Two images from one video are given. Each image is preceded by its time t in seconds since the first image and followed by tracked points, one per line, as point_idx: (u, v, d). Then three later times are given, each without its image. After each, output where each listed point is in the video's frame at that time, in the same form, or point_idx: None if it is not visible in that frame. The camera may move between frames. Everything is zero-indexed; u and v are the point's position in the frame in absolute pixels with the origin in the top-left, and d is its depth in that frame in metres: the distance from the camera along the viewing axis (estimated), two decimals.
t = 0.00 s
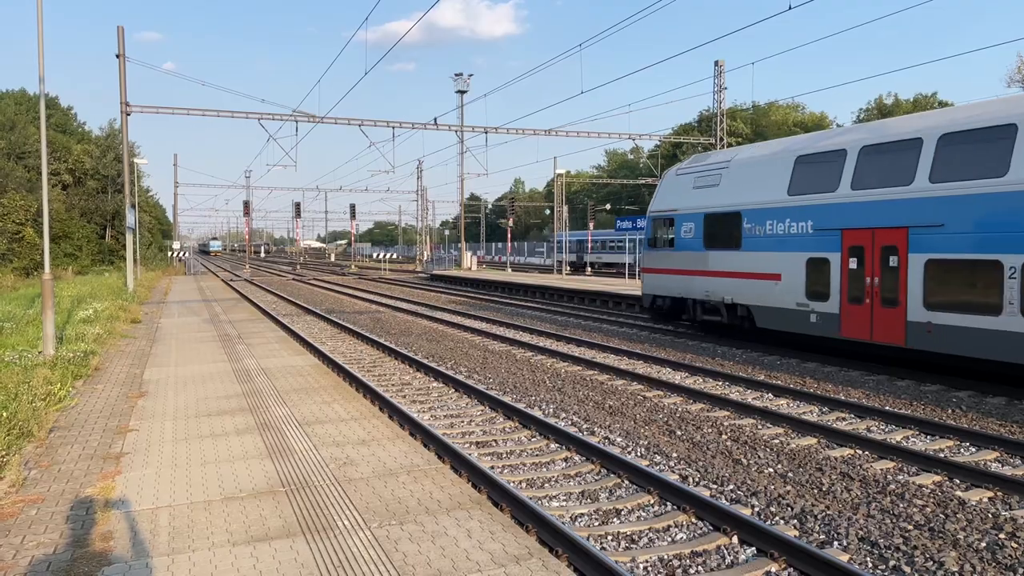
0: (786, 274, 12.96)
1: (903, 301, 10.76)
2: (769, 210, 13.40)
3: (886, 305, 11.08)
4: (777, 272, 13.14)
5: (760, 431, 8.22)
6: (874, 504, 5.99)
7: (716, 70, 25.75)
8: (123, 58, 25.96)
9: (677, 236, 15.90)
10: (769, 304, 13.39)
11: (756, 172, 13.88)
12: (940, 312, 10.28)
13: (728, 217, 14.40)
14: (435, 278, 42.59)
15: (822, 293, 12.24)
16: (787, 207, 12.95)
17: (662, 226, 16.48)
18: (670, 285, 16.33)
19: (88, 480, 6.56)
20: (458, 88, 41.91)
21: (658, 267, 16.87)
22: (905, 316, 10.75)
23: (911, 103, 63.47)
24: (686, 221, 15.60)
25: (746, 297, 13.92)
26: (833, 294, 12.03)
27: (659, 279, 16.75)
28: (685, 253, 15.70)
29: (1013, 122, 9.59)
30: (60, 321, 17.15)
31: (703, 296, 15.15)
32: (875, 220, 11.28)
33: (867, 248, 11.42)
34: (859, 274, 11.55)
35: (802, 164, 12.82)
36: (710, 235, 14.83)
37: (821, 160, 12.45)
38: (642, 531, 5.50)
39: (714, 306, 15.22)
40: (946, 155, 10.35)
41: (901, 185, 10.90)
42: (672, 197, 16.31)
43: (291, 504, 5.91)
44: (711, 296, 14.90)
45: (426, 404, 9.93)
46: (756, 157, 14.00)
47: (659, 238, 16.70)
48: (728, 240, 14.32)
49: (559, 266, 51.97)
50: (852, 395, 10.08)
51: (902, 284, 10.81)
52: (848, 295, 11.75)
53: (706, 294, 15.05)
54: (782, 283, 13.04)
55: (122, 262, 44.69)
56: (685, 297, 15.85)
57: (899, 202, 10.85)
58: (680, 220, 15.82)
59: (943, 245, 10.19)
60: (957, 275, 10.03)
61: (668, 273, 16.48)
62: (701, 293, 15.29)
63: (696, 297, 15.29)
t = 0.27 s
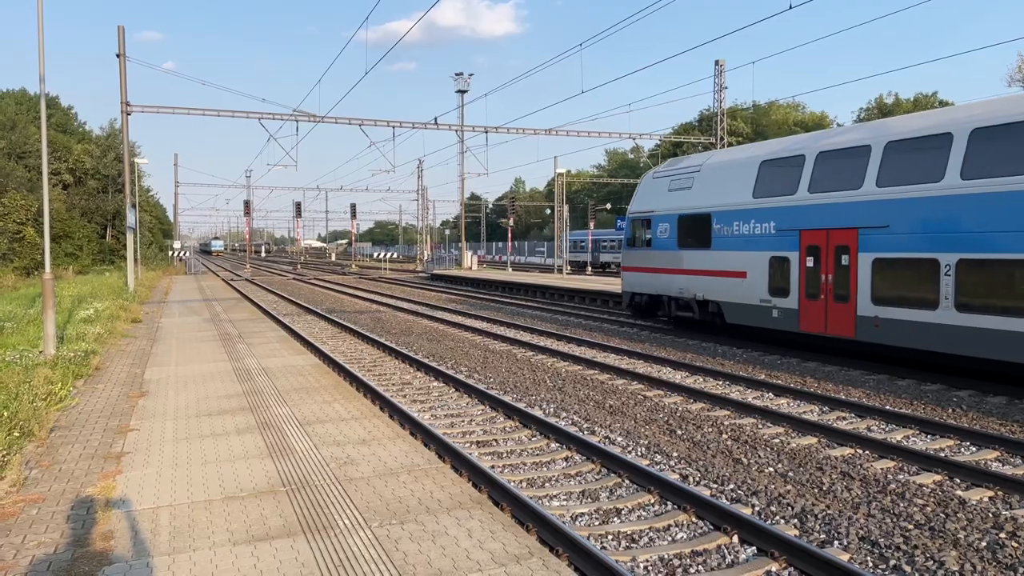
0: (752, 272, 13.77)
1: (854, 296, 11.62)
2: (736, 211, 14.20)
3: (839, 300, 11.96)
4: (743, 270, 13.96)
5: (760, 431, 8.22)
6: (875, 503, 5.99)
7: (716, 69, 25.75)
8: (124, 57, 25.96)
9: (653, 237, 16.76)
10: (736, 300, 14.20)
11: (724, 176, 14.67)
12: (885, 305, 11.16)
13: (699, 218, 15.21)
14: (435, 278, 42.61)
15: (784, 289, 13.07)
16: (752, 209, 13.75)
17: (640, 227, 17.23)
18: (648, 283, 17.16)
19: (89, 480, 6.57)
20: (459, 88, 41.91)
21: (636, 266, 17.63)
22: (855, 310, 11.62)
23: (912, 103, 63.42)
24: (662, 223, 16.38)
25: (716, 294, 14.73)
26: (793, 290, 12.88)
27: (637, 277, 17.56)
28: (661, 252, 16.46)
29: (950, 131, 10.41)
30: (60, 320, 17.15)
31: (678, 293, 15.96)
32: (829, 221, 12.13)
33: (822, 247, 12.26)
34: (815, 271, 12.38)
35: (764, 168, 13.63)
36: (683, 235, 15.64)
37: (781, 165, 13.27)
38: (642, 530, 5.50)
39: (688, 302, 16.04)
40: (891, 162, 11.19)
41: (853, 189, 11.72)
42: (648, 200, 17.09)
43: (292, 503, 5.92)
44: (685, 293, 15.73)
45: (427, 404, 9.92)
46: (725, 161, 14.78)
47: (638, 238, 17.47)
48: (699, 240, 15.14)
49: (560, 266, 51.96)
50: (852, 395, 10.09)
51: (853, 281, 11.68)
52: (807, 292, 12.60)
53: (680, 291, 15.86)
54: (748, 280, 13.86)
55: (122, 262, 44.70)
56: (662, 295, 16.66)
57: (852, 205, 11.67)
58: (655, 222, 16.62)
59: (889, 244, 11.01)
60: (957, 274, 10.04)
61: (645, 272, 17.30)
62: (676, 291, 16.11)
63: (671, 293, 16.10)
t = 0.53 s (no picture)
0: (722, 270, 14.40)
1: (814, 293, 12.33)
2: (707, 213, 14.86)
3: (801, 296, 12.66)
4: (714, 268, 14.59)
5: (761, 430, 8.22)
6: (875, 502, 6.00)
7: (716, 68, 25.74)
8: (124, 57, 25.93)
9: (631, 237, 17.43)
10: (707, 296, 14.84)
11: (698, 179, 15.35)
12: (841, 301, 11.88)
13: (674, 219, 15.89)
14: (435, 277, 42.62)
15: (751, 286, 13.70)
16: (721, 210, 14.42)
17: (621, 226, 17.90)
18: (628, 281, 17.80)
19: (89, 479, 6.57)
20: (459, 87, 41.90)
21: (617, 264, 18.29)
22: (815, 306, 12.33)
23: (913, 101, 63.39)
24: (640, 223, 17.03)
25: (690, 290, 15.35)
26: (758, 287, 13.56)
27: (618, 275, 18.21)
28: (640, 251, 17.10)
29: (898, 138, 11.11)
30: (61, 320, 17.14)
31: (655, 290, 16.59)
32: (791, 221, 12.82)
33: (785, 247, 12.95)
34: (779, 269, 13.07)
35: (733, 172, 14.32)
36: (659, 235, 16.31)
37: (748, 169, 13.95)
38: (643, 529, 5.50)
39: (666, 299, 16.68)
40: (845, 166, 11.90)
41: (813, 192, 12.41)
42: (628, 201, 17.74)
43: (293, 502, 5.92)
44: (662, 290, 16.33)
45: (427, 403, 9.92)
46: (698, 165, 15.44)
47: (619, 237, 18.10)
48: (674, 239, 15.78)
49: (560, 265, 51.88)
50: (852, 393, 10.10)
51: (813, 279, 12.39)
52: (772, 288, 13.27)
53: (658, 289, 16.46)
54: (719, 278, 14.48)
55: (123, 262, 44.67)
56: (641, 292, 17.30)
57: (812, 207, 12.35)
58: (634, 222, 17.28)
59: (845, 244, 11.71)
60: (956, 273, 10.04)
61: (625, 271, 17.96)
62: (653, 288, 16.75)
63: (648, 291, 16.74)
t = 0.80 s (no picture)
0: (697, 267, 15.25)
1: (779, 288, 13.13)
2: (684, 213, 15.67)
3: (766, 291, 13.50)
4: (689, 265, 15.43)
5: (761, 428, 8.22)
6: (875, 500, 5.99)
7: (717, 66, 25.74)
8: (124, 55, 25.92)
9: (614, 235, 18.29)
10: (683, 292, 15.74)
11: (676, 180, 16.15)
12: (803, 295, 12.70)
13: (654, 218, 16.73)
14: (435, 276, 42.64)
15: (723, 283, 14.53)
16: (697, 210, 15.23)
17: (605, 225, 18.79)
18: (613, 277, 18.63)
19: (89, 478, 6.57)
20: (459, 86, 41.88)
21: (602, 261, 19.21)
22: (779, 300, 13.14)
23: (913, 100, 63.34)
24: (624, 222, 17.85)
25: (668, 286, 16.21)
26: (730, 283, 14.36)
27: (602, 272, 19.14)
28: (622, 249, 18.03)
29: (853, 144, 11.92)
30: (61, 319, 17.13)
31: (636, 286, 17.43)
32: (758, 221, 13.63)
33: (753, 245, 13.75)
34: (747, 266, 13.88)
35: (707, 174, 15.12)
36: (641, 233, 17.14)
37: (720, 172, 14.77)
38: (643, 528, 5.50)
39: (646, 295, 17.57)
40: (806, 170, 12.72)
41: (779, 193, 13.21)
42: (613, 202, 18.53)
43: (293, 501, 5.92)
44: (642, 287, 17.27)
45: (428, 402, 9.93)
46: (676, 167, 16.23)
47: (604, 236, 19.01)
48: (655, 238, 16.60)
49: (560, 264, 51.61)
50: (851, 392, 10.11)
51: (778, 275, 13.23)
52: (741, 285, 14.11)
53: (638, 286, 17.38)
54: (695, 274, 15.30)
55: (123, 261, 44.64)
56: (624, 288, 18.14)
57: (778, 207, 13.16)
58: (618, 221, 18.10)
59: (808, 243, 12.51)
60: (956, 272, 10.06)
61: (609, 268, 18.80)
62: (635, 285, 17.59)
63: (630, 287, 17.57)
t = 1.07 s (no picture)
0: (674, 265, 15.85)
1: (748, 285, 13.75)
2: (661, 213, 16.30)
3: (736, 288, 14.12)
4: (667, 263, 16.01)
5: (761, 426, 8.22)
6: (876, 498, 6.00)
7: (716, 65, 25.74)
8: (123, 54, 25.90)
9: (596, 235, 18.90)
10: (662, 289, 16.32)
11: (654, 182, 16.79)
12: (770, 291, 13.32)
13: (634, 218, 17.34)
14: (435, 275, 42.66)
15: (697, 280, 15.13)
16: (674, 210, 15.82)
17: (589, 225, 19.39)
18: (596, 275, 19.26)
19: (90, 477, 6.57)
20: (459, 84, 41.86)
21: (587, 260, 19.83)
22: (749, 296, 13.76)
23: (913, 98, 63.35)
24: (606, 222, 18.45)
25: (647, 283, 16.82)
26: (703, 280, 14.98)
27: (587, 270, 19.76)
28: (604, 248, 18.64)
29: (816, 147, 12.59)
30: (61, 317, 17.13)
31: (617, 284, 18.04)
32: (729, 221, 14.26)
33: (725, 243, 14.35)
34: (719, 264, 14.47)
35: (682, 175, 15.76)
36: (622, 233, 17.74)
37: (694, 173, 15.42)
38: (643, 526, 5.50)
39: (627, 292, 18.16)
40: (772, 172, 13.40)
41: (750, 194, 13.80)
42: (595, 202, 19.15)
43: (293, 500, 5.92)
44: (623, 284, 17.88)
45: (427, 400, 9.93)
46: (654, 169, 16.86)
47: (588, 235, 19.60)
48: (635, 236, 17.21)
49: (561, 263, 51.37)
50: (851, 390, 10.11)
51: (748, 273, 13.80)
52: (714, 282, 14.71)
53: (620, 283, 17.99)
54: (672, 272, 15.90)
55: (123, 259, 44.63)
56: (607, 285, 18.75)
57: (749, 208, 13.75)
58: (600, 221, 18.71)
59: (775, 241, 13.15)
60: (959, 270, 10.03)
61: (592, 267, 19.43)
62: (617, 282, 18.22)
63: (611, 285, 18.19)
